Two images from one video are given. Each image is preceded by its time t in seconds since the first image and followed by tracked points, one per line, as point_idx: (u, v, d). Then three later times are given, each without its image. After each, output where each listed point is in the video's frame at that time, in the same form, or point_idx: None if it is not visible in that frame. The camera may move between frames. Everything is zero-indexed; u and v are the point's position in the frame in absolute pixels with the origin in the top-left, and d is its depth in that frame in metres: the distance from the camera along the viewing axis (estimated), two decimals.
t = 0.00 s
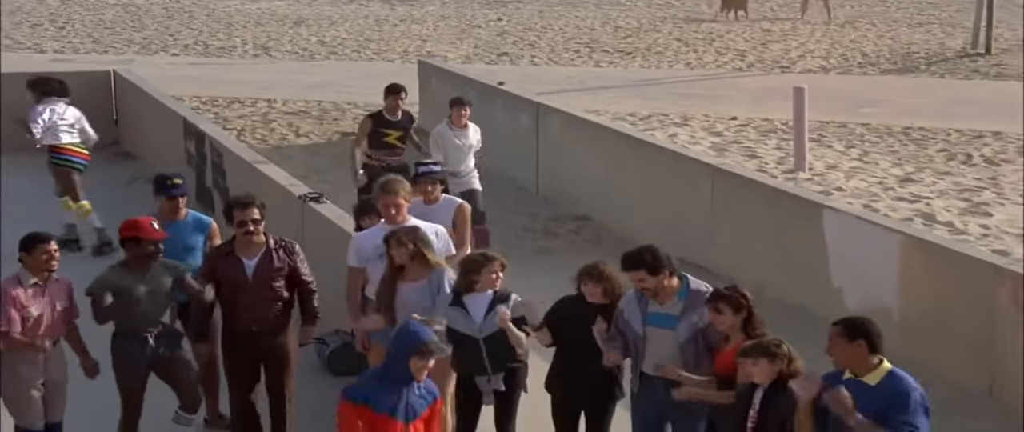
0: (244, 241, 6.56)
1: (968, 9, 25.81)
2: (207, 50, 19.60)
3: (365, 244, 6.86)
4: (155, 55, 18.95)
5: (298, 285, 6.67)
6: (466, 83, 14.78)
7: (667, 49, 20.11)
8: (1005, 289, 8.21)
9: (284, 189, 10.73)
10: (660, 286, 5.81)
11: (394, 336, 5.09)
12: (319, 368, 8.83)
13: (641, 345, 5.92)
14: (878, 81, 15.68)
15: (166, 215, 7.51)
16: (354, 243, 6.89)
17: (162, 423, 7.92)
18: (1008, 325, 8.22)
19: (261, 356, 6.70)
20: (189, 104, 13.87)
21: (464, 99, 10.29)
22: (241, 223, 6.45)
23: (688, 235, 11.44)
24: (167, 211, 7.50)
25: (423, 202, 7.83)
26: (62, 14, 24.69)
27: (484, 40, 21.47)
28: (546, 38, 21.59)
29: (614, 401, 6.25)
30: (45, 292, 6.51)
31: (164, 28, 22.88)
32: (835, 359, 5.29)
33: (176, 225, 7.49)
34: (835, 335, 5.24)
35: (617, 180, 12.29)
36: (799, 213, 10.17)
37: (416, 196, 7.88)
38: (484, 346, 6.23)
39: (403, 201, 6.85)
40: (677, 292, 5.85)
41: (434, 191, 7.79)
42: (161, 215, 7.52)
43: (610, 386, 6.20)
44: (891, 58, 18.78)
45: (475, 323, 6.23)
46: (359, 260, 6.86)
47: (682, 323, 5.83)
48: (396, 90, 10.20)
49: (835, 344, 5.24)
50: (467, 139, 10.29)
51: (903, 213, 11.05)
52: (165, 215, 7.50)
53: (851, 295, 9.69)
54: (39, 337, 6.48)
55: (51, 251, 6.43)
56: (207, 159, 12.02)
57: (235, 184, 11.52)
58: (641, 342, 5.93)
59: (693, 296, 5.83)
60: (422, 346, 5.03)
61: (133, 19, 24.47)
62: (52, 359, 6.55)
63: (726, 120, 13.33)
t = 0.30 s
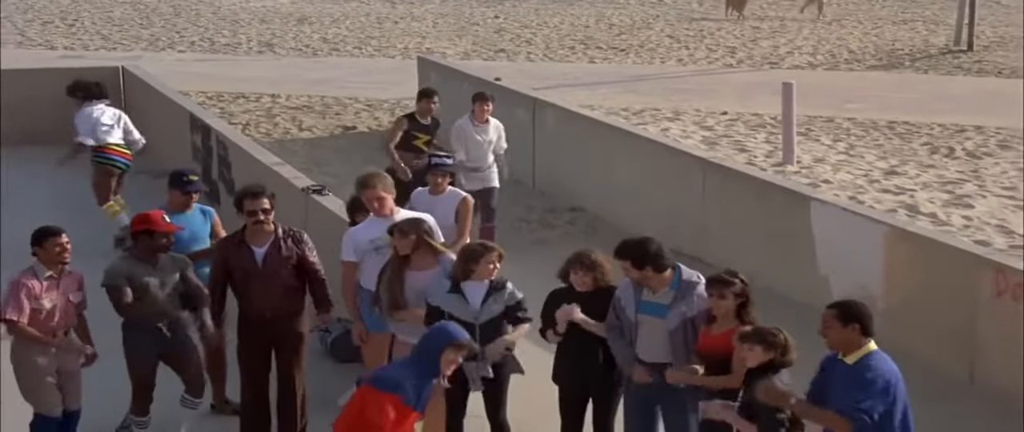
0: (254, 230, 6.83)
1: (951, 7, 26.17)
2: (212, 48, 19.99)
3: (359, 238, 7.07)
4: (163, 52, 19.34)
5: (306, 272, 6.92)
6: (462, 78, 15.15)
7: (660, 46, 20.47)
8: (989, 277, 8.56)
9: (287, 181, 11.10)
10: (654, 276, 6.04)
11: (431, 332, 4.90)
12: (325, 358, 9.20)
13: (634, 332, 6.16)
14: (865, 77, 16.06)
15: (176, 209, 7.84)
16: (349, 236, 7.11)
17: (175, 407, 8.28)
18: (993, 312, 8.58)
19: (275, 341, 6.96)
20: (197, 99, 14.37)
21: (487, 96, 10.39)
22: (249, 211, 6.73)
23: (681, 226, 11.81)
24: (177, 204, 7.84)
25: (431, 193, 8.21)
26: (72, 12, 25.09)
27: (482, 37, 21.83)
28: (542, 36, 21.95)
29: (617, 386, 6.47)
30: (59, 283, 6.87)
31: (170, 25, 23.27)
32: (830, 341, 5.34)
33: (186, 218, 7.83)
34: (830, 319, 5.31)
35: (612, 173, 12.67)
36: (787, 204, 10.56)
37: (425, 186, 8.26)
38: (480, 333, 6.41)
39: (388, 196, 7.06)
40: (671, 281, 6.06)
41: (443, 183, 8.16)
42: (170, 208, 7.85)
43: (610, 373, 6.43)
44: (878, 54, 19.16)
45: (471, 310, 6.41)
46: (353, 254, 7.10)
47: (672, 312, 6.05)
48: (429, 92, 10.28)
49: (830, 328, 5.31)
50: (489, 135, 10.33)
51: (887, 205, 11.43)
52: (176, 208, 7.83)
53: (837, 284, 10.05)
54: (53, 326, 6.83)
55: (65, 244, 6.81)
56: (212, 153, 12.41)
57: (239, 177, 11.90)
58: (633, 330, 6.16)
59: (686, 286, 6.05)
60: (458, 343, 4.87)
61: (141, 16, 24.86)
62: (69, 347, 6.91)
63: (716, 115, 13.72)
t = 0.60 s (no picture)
0: (273, 220, 7.02)
1: (938, 3, 26.61)
2: (220, 42, 20.42)
3: (358, 228, 7.29)
4: (173, 46, 19.79)
5: (321, 261, 7.11)
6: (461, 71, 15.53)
7: (655, 40, 20.91)
8: (972, 264, 8.77)
9: (293, 171, 11.45)
10: (648, 261, 6.13)
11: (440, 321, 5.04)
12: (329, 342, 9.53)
13: (627, 318, 6.22)
14: (853, 71, 16.49)
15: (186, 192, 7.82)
16: (348, 225, 7.33)
17: (184, 387, 8.63)
18: (975, 299, 8.82)
19: (288, 330, 7.13)
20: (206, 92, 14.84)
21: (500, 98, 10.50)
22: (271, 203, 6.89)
23: (678, 215, 12.16)
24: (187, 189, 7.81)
25: (437, 182, 8.58)
26: (83, 7, 25.52)
27: (482, 31, 22.25)
28: (540, 30, 22.37)
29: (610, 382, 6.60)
30: (72, 269, 6.76)
31: (180, 20, 23.72)
32: (815, 329, 5.58)
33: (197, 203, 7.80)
34: (816, 309, 5.53)
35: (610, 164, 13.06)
36: (778, 194, 10.91)
37: (433, 176, 8.63)
38: (479, 318, 6.63)
39: (384, 184, 7.32)
40: (663, 267, 6.18)
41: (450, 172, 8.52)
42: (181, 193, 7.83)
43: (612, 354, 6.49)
44: (866, 48, 19.59)
45: (473, 299, 6.63)
46: (352, 244, 7.32)
47: (663, 297, 6.15)
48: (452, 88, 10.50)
49: (815, 318, 5.54)
50: (506, 135, 10.55)
51: (875, 195, 11.81)
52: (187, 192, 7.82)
53: (826, 271, 10.36)
54: (65, 312, 6.73)
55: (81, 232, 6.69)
56: (221, 144, 12.79)
57: (246, 167, 12.27)
58: (627, 315, 6.23)
59: (676, 270, 6.18)
60: (465, 332, 5.03)
61: (151, 11, 25.30)
62: (77, 334, 6.79)
63: (710, 107, 14.12)
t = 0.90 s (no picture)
0: (280, 211, 7.47)
1: None
2: (226, 36, 20.76)
3: (361, 222, 7.65)
4: (181, 40, 20.13)
5: (327, 250, 7.59)
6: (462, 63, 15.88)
7: (652, 33, 21.24)
8: (960, 251, 9.07)
9: (298, 160, 11.76)
10: (645, 248, 6.47)
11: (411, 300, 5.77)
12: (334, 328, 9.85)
13: (626, 305, 6.54)
14: (845, 63, 16.82)
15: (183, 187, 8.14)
16: (353, 220, 7.68)
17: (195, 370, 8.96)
18: (965, 286, 9.06)
19: (294, 315, 7.62)
20: (215, 84, 15.22)
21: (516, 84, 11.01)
22: (277, 195, 7.35)
23: (674, 205, 12.48)
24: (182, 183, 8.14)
25: (442, 172, 8.91)
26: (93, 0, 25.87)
27: (482, 24, 22.56)
28: (540, 24, 22.68)
29: (616, 369, 6.94)
30: (84, 256, 7.15)
31: (188, 14, 24.06)
32: (816, 321, 5.74)
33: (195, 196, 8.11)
34: (812, 300, 5.70)
35: (609, 153, 13.41)
36: (772, 184, 11.22)
37: (437, 164, 8.96)
38: (489, 304, 6.93)
39: (384, 184, 7.64)
40: (659, 253, 6.50)
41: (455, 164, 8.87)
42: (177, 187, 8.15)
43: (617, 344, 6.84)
44: (857, 41, 19.91)
45: (478, 282, 6.94)
46: (358, 238, 7.67)
47: (660, 282, 6.48)
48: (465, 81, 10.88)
49: (813, 308, 5.71)
50: (525, 121, 11.01)
51: (866, 184, 12.12)
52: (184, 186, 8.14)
53: (818, 258, 10.65)
54: (81, 298, 7.13)
55: (91, 220, 7.09)
56: (228, 134, 13.13)
57: (252, 156, 12.60)
58: (625, 302, 6.54)
59: (672, 258, 6.48)
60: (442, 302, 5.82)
61: (160, 5, 25.66)
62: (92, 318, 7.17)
63: (705, 99, 14.46)
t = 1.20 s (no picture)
0: (275, 199, 7.78)
1: None
2: (229, 31, 21.03)
3: (365, 211, 7.91)
4: (186, 35, 20.40)
5: (322, 238, 7.94)
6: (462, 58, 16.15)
7: (647, 28, 21.52)
8: (949, 241, 9.33)
9: (301, 153, 12.01)
10: (643, 239, 6.75)
11: (403, 291, 5.91)
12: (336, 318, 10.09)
13: (623, 293, 6.80)
14: (837, 58, 17.09)
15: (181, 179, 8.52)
16: (356, 209, 7.95)
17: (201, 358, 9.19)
18: (955, 275, 9.32)
19: (293, 301, 7.97)
20: (219, 78, 15.49)
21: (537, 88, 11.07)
22: (273, 183, 7.68)
23: (669, 198, 12.76)
24: (180, 175, 8.52)
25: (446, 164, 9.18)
26: None
27: (480, 20, 22.83)
28: (537, 19, 22.95)
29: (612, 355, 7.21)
30: (92, 245, 7.40)
31: (193, 10, 24.32)
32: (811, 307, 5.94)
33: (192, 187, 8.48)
34: (809, 287, 5.91)
35: (605, 146, 13.69)
36: (764, 177, 11.48)
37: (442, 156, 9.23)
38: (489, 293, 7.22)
39: (390, 175, 7.92)
40: (657, 245, 6.77)
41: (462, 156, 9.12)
42: (176, 180, 8.53)
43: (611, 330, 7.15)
44: (848, 37, 20.20)
45: (477, 271, 7.23)
46: (360, 226, 7.94)
47: (660, 271, 6.74)
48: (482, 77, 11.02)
49: (811, 295, 5.91)
50: (545, 125, 11.08)
51: (857, 176, 12.38)
52: (181, 179, 8.52)
53: (810, 249, 10.93)
54: (87, 286, 7.38)
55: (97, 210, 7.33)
56: (232, 127, 13.38)
57: (256, 149, 12.85)
58: (623, 292, 6.80)
59: (670, 248, 6.77)
60: (434, 291, 5.98)
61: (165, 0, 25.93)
62: (99, 306, 7.42)
63: (700, 93, 14.74)
